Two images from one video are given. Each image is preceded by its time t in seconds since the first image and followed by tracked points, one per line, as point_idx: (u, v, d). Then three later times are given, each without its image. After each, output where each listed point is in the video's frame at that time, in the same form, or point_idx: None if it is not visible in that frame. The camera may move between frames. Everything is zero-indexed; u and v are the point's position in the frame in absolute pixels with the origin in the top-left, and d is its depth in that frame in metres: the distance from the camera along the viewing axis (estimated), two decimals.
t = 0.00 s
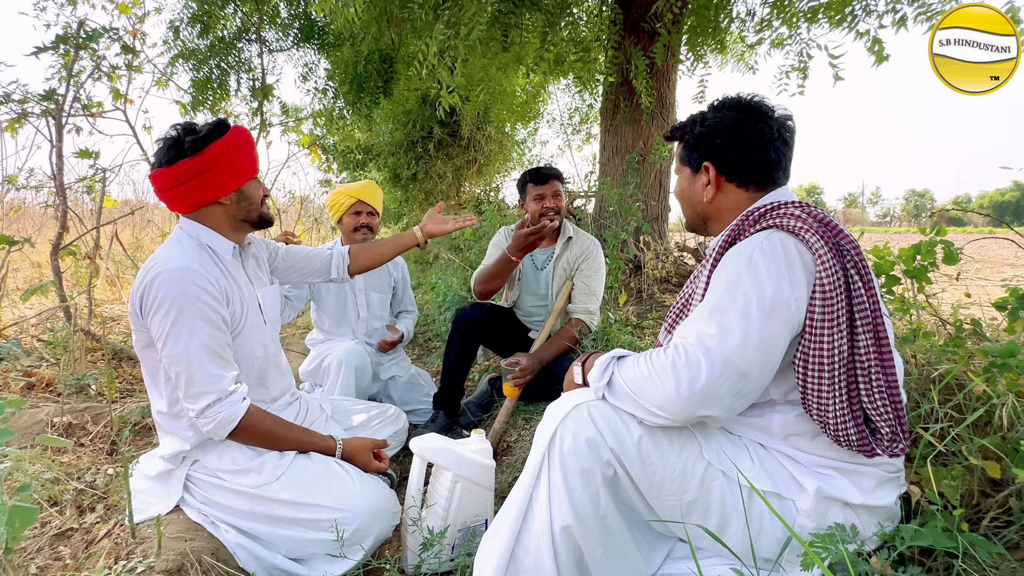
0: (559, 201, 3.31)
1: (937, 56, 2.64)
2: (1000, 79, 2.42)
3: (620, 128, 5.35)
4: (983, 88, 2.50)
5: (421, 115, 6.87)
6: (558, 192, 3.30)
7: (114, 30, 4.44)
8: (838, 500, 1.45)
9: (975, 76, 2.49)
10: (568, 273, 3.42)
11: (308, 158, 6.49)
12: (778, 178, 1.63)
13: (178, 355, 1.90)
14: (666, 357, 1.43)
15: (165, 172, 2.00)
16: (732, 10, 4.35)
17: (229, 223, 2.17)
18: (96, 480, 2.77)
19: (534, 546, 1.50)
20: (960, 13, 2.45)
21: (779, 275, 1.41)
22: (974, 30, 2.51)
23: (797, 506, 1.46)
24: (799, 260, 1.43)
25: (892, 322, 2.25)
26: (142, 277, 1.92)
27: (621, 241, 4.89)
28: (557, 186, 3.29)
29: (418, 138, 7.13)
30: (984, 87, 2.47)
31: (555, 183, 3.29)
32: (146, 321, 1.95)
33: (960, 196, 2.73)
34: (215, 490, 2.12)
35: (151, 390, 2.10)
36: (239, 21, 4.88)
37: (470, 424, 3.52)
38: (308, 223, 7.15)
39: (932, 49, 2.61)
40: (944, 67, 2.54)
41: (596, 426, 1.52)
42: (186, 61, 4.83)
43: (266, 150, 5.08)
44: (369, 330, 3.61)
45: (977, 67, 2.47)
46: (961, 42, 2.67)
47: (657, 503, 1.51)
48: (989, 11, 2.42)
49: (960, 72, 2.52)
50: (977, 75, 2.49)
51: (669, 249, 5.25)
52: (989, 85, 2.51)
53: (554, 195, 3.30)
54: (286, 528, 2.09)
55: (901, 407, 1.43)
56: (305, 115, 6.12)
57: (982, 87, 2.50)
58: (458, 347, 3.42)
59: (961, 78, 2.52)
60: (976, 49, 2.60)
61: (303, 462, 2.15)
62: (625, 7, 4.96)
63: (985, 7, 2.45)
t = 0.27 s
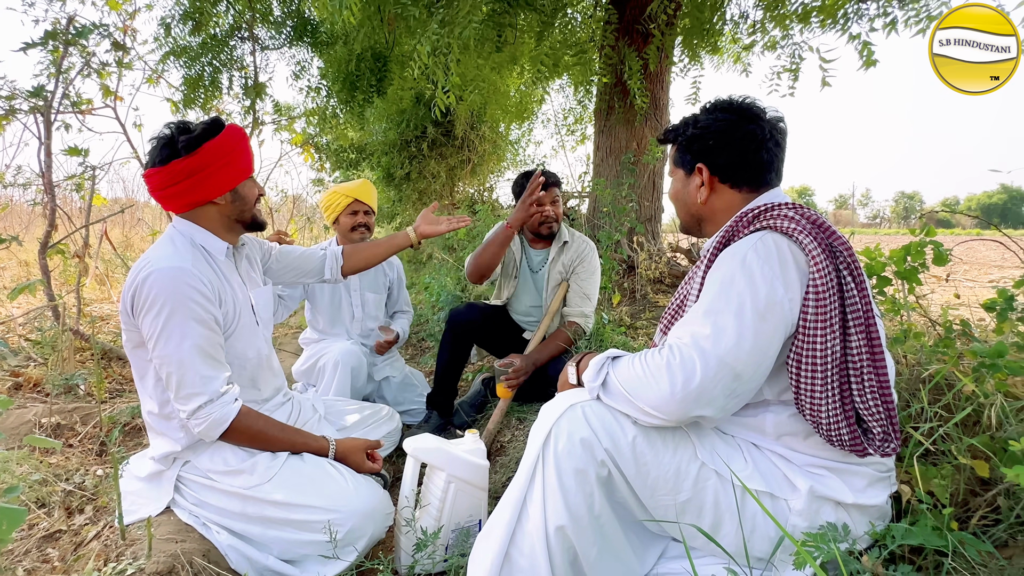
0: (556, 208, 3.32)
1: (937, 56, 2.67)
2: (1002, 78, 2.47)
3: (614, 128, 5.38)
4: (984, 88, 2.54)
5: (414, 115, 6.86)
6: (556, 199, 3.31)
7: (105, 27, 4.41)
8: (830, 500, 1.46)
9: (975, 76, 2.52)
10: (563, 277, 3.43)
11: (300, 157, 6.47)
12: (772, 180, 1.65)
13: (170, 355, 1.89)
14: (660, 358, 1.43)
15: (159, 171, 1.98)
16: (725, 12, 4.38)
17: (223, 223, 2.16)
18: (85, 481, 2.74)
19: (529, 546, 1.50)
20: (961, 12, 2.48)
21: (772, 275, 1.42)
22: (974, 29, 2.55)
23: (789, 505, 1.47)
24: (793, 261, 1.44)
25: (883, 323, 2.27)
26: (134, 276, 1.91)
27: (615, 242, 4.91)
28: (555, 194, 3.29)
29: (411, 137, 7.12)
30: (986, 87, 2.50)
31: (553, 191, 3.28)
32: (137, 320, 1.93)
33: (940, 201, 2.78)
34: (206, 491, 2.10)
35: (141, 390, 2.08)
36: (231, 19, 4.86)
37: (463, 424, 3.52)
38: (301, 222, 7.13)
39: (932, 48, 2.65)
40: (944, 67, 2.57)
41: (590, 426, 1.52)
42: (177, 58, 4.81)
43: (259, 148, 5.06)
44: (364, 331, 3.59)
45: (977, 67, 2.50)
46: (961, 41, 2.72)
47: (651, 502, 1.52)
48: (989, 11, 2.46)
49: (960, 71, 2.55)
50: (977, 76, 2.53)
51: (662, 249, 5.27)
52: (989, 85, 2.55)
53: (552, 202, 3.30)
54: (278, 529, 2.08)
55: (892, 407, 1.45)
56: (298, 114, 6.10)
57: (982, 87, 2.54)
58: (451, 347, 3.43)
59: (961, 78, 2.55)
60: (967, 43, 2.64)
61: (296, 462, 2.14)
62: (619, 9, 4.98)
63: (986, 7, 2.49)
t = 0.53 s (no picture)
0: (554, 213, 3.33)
1: (937, 55, 2.72)
2: (1002, 78, 2.51)
3: (606, 129, 5.41)
4: (983, 88, 2.57)
5: (405, 114, 6.84)
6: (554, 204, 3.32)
7: (90, 22, 4.35)
8: (819, 498, 1.47)
9: (975, 76, 2.56)
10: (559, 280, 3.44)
11: (290, 156, 6.43)
12: (763, 181, 1.66)
13: (157, 355, 1.87)
14: (652, 357, 1.44)
15: (149, 171, 1.96)
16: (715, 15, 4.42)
17: (214, 221, 2.13)
18: (70, 483, 2.70)
19: (521, 546, 1.50)
20: (962, 11, 2.54)
21: (763, 276, 1.43)
22: (975, 29, 2.60)
23: (780, 504, 1.48)
24: (783, 261, 1.45)
25: (871, 322, 2.29)
26: (123, 274, 1.89)
27: (606, 243, 4.93)
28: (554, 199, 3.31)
29: (402, 137, 7.10)
30: (985, 86, 2.55)
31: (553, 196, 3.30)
32: (125, 319, 1.91)
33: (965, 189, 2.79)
34: (193, 493, 2.08)
35: (128, 390, 2.05)
36: (221, 16, 4.82)
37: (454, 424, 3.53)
38: (290, 221, 7.08)
39: (933, 48, 2.70)
40: (944, 67, 2.63)
41: (582, 426, 1.52)
42: (165, 55, 4.76)
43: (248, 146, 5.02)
44: (358, 330, 3.58)
45: (977, 67, 2.55)
46: (964, 40, 2.78)
47: (642, 501, 1.52)
48: (989, 11, 2.51)
49: (960, 72, 2.61)
50: (977, 76, 2.57)
51: (653, 250, 5.29)
52: (988, 85, 2.58)
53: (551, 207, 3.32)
54: (267, 531, 2.06)
55: (880, 406, 1.46)
56: (288, 112, 6.07)
57: (982, 87, 2.58)
58: (442, 347, 3.42)
59: (961, 78, 2.60)
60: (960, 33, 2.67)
61: (286, 463, 2.12)
62: (610, 10, 5.00)
63: (986, 7, 2.54)
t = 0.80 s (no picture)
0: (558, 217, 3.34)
1: (939, 54, 2.76)
2: (1002, 77, 2.52)
3: (601, 130, 5.42)
4: (984, 88, 2.61)
5: (397, 113, 6.81)
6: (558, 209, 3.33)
7: (79, 17, 4.28)
8: (831, 497, 1.48)
9: (976, 76, 2.60)
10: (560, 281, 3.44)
11: (281, 155, 6.37)
12: (778, 180, 1.69)
13: (159, 354, 1.83)
14: (666, 355, 1.43)
15: (151, 167, 1.93)
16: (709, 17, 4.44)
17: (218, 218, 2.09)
18: (62, 487, 2.65)
19: (534, 547, 1.49)
20: (962, 11, 2.59)
21: (777, 274, 1.43)
22: (976, 28, 2.64)
23: (792, 503, 1.48)
24: (796, 260, 1.46)
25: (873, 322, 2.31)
26: (124, 271, 1.85)
27: (602, 244, 4.94)
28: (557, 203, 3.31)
29: (394, 136, 7.07)
30: (986, 86, 2.58)
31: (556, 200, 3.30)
32: (125, 317, 1.87)
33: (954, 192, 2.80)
34: (194, 495, 2.05)
35: (127, 390, 2.01)
36: (212, 12, 4.77)
37: (452, 424, 3.51)
38: (280, 221, 7.02)
39: (932, 49, 2.75)
40: (944, 67, 2.69)
41: (595, 426, 1.51)
42: (154, 51, 4.70)
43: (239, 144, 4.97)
44: (357, 330, 3.61)
45: (978, 67, 2.59)
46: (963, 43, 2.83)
47: (655, 501, 1.52)
48: (988, 10, 2.55)
49: (960, 72, 2.66)
50: (980, 75, 2.61)
51: (648, 250, 5.31)
52: (989, 86, 2.61)
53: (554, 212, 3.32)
54: (270, 534, 2.03)
55: (891, 405, 1.47)
56: (279, 111, 6.01)
57: (982, 87, 2.61)
58: (441, 346, 3.40)
59: (961, 78, 2.65)
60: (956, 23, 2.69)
61: (289, 465, 2.09)
62: (606, 11, 5.01)
63: (986, 7, 2.57)
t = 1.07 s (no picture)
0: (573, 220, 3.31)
1: (939, 55, 2.77)
2: (1002, 77, 2.52)
3: (605, 132, 5.43)
4: (984, 88, 2.58)
5: (395, 113, 6.77)
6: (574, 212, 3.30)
7: (80, 14, 4.20)
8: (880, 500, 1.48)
9: (975, 76, 2.59)
10: (575, 283, 3.42)
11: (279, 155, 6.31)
12: (821, 183, 1.71)
13: (189, 358, 1.80)
14: (718, 358, 1.42)
15: (182, 166, 1.91)
16: (714, 19, 4.46)
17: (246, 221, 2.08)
18: (77, 494, 2.59)
19: (582, 553, 1.47)
20: (960, 11, 2.59)
21: (828, 277, 1.43)
22: (975, 29, 2.62)
23: (841, 507, 1.48)
24: (846, 263, 1.45)
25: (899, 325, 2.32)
26: (154, 273, 1.82)
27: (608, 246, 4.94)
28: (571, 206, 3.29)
29: (392, 136, 7.03)
30: (986, 86, 2.57)
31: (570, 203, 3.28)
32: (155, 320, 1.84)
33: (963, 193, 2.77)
34: (221, 502, 2.02)
35: (153, 394, 1.98)
36: (210, 10, 4.72)
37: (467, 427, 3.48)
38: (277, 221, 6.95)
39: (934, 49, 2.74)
40: (944, 67, 2.69)
41: (644, 430, 1.50)
42: (149, 49, 4.64)
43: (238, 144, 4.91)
44: (370, 332, 3.59)
45: (977, 67, 2.58)
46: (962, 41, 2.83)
47: (703, 506, 1.51)
48: (987, 10, 2.54)
49: (960, 72, 2.65)
50: (979, 75, 2.60)
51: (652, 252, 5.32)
52: (989, 86, 2.60)
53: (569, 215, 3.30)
54: (300, 541, 2.01)
55: (940, 408, 1.47)
56: (278, 111, 5.96)
57: (982, 87, 2.59)
58: (456, 348, 3.37)
59: (961, 79, 2.64)
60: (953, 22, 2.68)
61: (318, 471, 2.07)
62: (610, 13, 5.02)
63: (986, 7, 2.55)
